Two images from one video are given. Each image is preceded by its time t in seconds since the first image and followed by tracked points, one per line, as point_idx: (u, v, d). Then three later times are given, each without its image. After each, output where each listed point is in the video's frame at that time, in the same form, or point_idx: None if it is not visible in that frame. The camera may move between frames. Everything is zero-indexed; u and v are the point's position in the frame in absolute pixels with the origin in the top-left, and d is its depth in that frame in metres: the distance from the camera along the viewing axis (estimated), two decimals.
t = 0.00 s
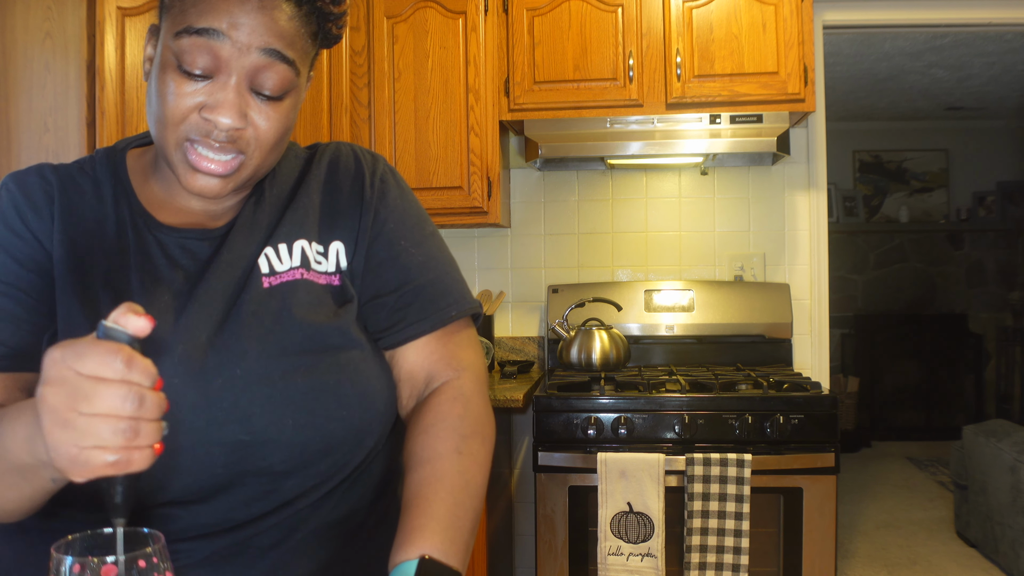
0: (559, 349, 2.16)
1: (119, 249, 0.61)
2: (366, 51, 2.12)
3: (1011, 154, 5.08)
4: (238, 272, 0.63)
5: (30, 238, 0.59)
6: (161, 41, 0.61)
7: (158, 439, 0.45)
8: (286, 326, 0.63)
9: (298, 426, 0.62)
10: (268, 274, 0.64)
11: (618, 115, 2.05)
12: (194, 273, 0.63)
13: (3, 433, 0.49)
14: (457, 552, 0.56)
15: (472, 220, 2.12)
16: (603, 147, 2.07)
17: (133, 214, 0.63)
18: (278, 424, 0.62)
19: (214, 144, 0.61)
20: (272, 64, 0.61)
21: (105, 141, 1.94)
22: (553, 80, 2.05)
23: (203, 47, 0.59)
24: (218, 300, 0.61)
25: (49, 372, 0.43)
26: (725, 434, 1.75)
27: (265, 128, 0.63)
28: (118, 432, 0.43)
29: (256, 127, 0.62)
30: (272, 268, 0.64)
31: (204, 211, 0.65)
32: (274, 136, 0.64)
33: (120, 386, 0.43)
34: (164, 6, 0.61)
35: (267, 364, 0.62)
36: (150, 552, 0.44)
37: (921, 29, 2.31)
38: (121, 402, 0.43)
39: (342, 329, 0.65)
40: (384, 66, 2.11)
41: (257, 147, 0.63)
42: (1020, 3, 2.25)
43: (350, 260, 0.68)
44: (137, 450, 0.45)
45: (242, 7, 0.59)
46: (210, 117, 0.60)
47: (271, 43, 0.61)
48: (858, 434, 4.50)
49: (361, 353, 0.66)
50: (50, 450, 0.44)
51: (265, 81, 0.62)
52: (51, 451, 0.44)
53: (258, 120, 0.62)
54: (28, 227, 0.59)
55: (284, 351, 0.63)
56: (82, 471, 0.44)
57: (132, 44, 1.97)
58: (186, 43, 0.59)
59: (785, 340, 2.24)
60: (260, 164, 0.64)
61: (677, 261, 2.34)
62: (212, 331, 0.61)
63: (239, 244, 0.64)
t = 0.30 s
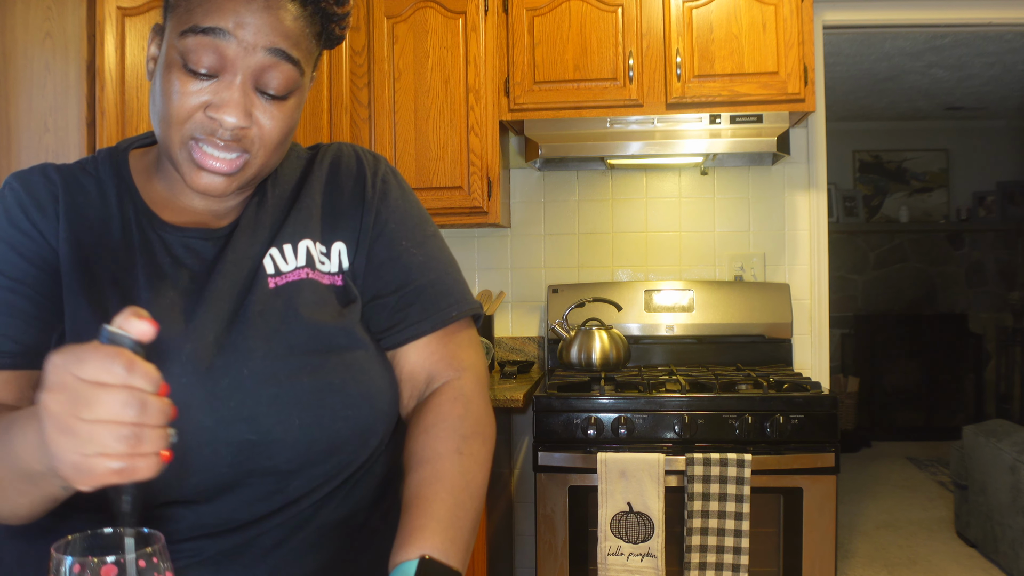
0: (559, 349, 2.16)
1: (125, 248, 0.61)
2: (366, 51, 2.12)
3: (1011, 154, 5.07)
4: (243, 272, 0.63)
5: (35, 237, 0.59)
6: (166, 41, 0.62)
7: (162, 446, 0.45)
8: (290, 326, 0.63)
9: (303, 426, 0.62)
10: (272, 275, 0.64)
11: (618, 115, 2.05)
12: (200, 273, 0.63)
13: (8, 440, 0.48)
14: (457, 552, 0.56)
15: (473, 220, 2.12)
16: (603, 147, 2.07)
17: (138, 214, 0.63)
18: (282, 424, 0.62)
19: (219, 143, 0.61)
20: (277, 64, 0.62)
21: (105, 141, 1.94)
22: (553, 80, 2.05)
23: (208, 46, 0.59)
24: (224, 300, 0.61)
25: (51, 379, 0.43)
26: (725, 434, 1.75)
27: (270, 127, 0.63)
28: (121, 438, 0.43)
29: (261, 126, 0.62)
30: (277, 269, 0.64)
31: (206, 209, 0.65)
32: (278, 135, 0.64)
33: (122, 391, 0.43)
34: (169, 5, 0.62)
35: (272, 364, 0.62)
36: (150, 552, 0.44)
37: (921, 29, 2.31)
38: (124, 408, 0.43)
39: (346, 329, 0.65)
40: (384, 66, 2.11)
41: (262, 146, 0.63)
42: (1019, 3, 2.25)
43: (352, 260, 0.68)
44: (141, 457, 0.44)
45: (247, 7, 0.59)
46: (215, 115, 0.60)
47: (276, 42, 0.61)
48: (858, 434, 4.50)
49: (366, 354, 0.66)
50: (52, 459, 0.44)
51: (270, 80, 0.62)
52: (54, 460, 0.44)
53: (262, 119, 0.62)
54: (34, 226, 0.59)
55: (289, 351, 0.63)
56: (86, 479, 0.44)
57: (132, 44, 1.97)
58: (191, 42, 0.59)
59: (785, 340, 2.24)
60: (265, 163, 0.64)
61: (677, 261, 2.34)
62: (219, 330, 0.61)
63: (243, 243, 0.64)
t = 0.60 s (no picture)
0: (559, 349, 2.16)
1: (125, 249, 0.61)
2: (366, 51, 2.12)
3: (1011, 154, 5.08)
4: (245, 273, 0.63)
5: (35, 238, 0.59)
6: (181, 44, 0.61)
7: (148, 475, 0.45)
8: (292, 327, 0.63)
9: (303, 427, 0.62)
10: (273, 277, 0.64)
11: (618, 115, 2.05)
12: (201, 274, 0.63)
13: (3, 457, 0.49)
14: (458, 553, 0.56)
15: (473, 220, 2.12)
16: (603, 147, 2.07)
17: (139, 214, 0.62)
18: (283, 425, 0.61)
19: (238, 148, 0.61)
20: (296, 69, 0.61)
21: (104, 141, 1.93)
22: (553, 80, 2.05)
23: (228, 51, 0.59)
24: (225, 302, 0.61)
25: (39, 409, 0.43)
26: (725, 434, 1.75)
27: (289, 132, 0.63)
28: (105, 469, 0.43)
29: (280, 131, 0.62)
30: (279, 270, 0.64)
31: (209, 209, 0.65)
32: (296, 140, 0.63)
33: (107, 423, 0.43)
34: (184, 8, 0.61)
35: (272, 365, 0.62)
36: (149, 552, 0.44)
37: (920, 29, 2.31)
38: (108, 439, 0.43)
39: (348, 331, 0.65)
40: (384, 66, 2.11)
41: (280, 151, 0.63)
42: (1019, 3, 2.25)
43: (354, 261, 0.68)
44: (126, 487, 0.44)
45: (266, 12, 0.59)
46: (234, 121, 0.60)
47: (297, 47, 0.61)
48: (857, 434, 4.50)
49: (367, 356, 0.66)
50: (40, 487, 0.44)
51: (288, 85, 0.62)
52: (42, 487, 0.44)
53: (281, 124, 0.62)
54: (33, 226, 0.59)
55: (291, 352, 0.63)
56: (71, 507, 0.44)
57: (132, 44, 1.97)
58: (210, 47, 0.59)
59: (785, 340, 2.24)
60: (281, 168, 0.64)
61: (677, 261, 2.34)
62: (220, 333, 0.61)
63: (245, 244, 0.64)
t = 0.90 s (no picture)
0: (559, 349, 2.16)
1: (127, 247, 0.61)
2: (366, 51, 2.12)
3: (1011, 154, 5.07)
4: (248, 273, 0.63)
5: (38, 236, 0.58)
6: (185, 48, 0.61)
7: (164, 474, 0.45)
8: (294, 326, 0.63)
9: (305, 427, 0.62)
10: (275, 275, 0.64)
11: (618, 115, 2.05)
12: (203, 271, 0.63)
13: (14, 462, 0.49)
14: (457, 553, 0.56)
15: (473, 220, 2.12)
16: (603, 147, 2.08)
17: (141, 212, 0.63)
18: (285, 424, 0.61)
19: (248, 152, 0.61)
20: (304, 72, 0.62)
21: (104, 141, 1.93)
22: (553, 80, 2.05)
23: (238, 57, 0.59)
24: (228, 301, 0.61)
25: (53, 410, 0.44)
26: (725, 434, 1.75)
27: (298, 135, 0.63)
28: (122, 468, 0.43)
29: (290, 134, 0.62)
30: (280, 269, 0.64)
31: (206, 207, 0.65)
32: (304, 141, 0.64)
33: (122, 422, 0.43)
34: (186, 12, 0.61)
35: (274, 365, 0.62)
36: (150, 552, 0.44)
37: (920, 29, 2.31)
38: (124, 439, 0.43)
39: (349, 330, 0.65)
40: (385, 66, 2.11)
41: (289, 154, 0.63)
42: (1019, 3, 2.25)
43: (353, 260, 0.68)
44: (143, 486, 0.44)
45: (275, 17, 0.59)
46: (245, 126, 0.60)
47: (306, 51, 0.61)
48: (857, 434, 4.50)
49: (368, 355, 0.66)
50: (57, 488, 0.45)
51: (297, 88, 0.62)
52: (60, 488, 0.45)
53: (291, 128, 0.62)
54: (35, 223, 0.59)
55: (292, 351, 0.63)
56: (90, 509, 0.44)
57: (132, 44, 1.97)
58: (219, 52, 0.59)
59: (785, 340, 2.24)
60: (290, 169, 0.64)
61: (677, 261, 2.34)
62: (223, 332, 0.61)
63: (246, 243, 0.64)
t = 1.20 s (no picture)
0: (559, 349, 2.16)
1: (123, 245, 0.61)
2: (366, 51, 2.12)
3: (1011, 154, 5.08)
4: (242, 273, 0.63)
5: (32, 236, 0.59)
6: (185, 44, 0.61)
7: (139, 493, 0.45)
8: (290, 325, 0.63)
9: (301, 427, 0.62)
10: (270, 275, 0.64)
11: (618, 115, 2.05)
12: (199, 270, 0.63)
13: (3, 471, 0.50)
14: (457, 553, 0.56)
15: (473, 220, 2.12)
16: (603, 147, 2.07)
17: (136, 211, 0.63)
18: (281, 425, 0.61)
19: (244, 149, 0.61)
20: (304, 71, 0.62)
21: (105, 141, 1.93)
22: (553, 80, 2.05)
23: (237, 53, 0.59)
24: (222, 300, 0.61)
25: (28, 424, 0.44)
26: (725, 434, 1.75)
27: (294, 134, 0.63)
28: (92, 486, 0.43)
29: (286, 133, 0.62)
30: (275, 269, 0.64)
31: (206, 207, 0.65)
32: (300, 141, 0.64)
33: (93, 439, 0.43)
34: (188, 8, 0.61)
35: (270, 364, 0.62)
36: (150, 553, 0.44)
37: (920, 29, 2.31)
38: (95, 456, 0.43)
39: (345, 330, 0.65)
40: (384, 66, 2.11)
41: (285, 153, 0.63)
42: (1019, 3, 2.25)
43: (350, 260, 0.68)
44: (114, 504, 0.44)
45: (276, 15, 0.60)
46: (242, 123, 0.60)
47: (306, 51, 0.61)
48: (858, 434, 4.50)
49: (364, 355, 0.66)
50: (32, 502, 0.45)
51: (296, 87, 0.62)
52: (33, 502, 0.45)
53: (288, 127, 0.62)
54: (30, 222, 0.59)
55: (288, 351, 0.62)
56: (60, 525, 0.44)
57: (132, 44, 1.97)
58: (219, 48, 0.59)
59: (785, 341, 2.24)
60: (285, 169, 0.64)
61: (677, 261, 2.34)
62: (218, 331, 0.61)
63: (241, 243, 0.63)
